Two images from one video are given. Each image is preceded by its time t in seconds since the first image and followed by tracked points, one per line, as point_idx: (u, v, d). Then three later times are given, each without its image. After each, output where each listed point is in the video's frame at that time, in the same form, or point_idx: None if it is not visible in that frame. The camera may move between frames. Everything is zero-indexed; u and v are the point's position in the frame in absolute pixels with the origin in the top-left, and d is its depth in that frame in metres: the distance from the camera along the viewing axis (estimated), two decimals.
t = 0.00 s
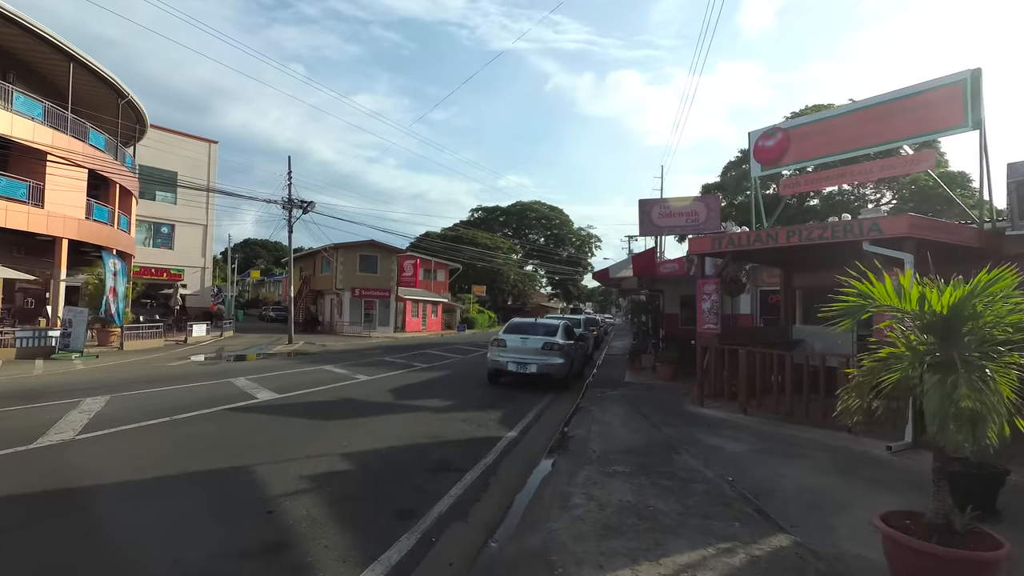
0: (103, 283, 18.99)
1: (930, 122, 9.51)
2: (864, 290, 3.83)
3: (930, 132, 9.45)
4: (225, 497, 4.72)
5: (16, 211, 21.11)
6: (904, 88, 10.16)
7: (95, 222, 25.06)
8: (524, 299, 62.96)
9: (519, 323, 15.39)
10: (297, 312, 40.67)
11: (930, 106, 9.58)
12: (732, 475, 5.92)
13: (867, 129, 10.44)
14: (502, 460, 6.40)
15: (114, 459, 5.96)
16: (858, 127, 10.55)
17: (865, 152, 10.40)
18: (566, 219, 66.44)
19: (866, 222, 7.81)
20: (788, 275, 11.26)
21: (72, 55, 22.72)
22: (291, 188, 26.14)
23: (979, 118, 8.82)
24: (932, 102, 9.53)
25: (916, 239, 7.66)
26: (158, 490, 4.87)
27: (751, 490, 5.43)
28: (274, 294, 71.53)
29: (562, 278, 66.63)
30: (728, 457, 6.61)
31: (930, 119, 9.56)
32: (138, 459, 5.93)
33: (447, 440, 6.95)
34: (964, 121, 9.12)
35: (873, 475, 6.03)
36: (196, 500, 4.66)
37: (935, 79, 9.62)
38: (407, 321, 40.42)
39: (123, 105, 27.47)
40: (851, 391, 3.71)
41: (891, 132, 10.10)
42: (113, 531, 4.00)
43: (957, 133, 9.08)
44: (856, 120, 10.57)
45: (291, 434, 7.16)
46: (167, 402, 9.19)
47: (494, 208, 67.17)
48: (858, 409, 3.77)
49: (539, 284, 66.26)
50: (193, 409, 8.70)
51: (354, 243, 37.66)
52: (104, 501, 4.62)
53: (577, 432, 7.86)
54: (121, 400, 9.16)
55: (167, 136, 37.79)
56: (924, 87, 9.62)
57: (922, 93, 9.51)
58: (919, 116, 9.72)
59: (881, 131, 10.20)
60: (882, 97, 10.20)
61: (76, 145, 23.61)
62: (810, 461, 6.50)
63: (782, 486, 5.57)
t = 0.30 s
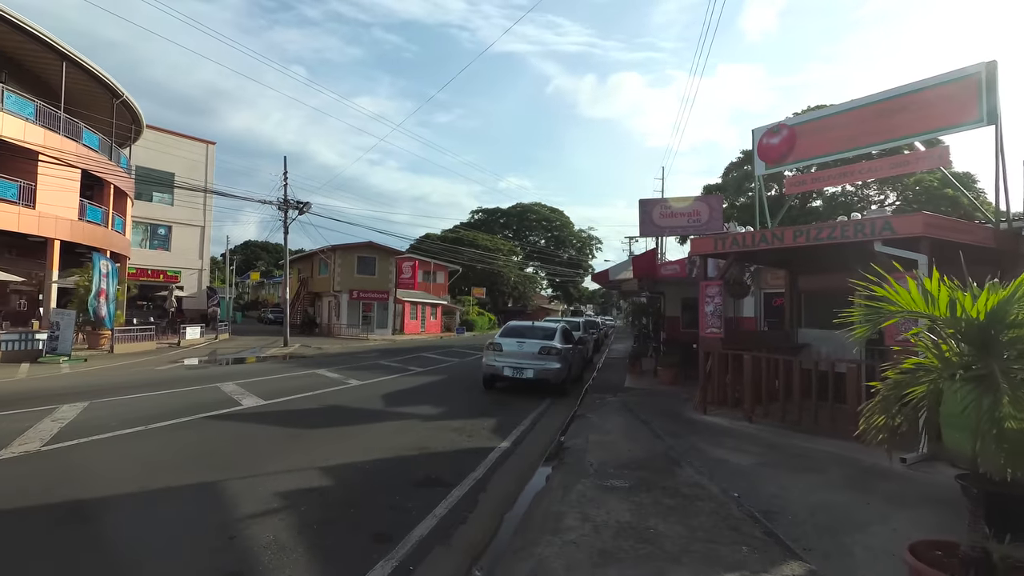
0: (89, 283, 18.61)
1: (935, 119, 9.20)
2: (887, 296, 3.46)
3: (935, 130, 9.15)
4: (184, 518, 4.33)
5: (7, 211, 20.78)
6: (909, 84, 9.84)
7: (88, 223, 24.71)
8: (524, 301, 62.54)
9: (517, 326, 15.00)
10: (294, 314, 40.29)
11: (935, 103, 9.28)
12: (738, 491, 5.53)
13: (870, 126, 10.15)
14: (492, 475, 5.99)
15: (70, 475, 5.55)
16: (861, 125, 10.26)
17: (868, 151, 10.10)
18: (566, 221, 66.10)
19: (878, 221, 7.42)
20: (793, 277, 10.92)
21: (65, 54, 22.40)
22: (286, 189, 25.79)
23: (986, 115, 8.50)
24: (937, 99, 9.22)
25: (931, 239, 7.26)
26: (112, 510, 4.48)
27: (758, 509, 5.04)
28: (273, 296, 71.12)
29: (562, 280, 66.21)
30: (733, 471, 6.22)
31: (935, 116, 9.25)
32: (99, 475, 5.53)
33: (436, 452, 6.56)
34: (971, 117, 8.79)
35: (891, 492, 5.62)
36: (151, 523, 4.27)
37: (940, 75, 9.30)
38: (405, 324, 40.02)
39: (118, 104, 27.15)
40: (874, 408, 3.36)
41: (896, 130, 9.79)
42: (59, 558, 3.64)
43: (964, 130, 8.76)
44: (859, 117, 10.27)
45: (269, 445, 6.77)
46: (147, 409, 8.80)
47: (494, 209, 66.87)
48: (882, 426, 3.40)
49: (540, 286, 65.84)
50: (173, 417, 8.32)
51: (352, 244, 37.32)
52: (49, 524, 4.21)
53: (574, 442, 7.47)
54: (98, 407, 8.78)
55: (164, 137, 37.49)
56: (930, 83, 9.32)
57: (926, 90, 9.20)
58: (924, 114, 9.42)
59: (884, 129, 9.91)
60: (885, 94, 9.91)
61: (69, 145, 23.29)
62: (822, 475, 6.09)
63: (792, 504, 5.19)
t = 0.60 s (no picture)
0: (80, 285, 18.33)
1: (940, 116, 9.08)
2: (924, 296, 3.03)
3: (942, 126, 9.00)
4: (146, 539, 3.96)
5: None
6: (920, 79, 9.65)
7: (82, 223, 24.41)
8: (525, 303, 62.18)
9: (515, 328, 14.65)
10: (293, 316, 40.06)
11: (942, 99, 9.13)
12: (748, 506, 5.17)
13: (870, 125, 9.99)
14: (486, 487, 5.63)
15: (33, 488, 5.17)
16: (861, 123, 10.09)
17: (871, 149, 9.90)
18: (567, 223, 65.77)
19: (894, 219, 7.06)
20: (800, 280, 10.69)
21: (60, 52, 22.11)
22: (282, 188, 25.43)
23: (994, 110, 8.41)
24: (941, 96, 9.13)
25: (949, 237, 6.89)
26: (68, 529, 4.11)
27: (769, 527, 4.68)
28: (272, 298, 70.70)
29: (563, 282, 65.81)
30: (742, 483, 5.85)
31: (939, 113, 9.14)
32: (63, 488, 5.17)
33: (427, 462, 6.20)
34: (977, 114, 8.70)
35: (911, 506, 5.27)
36: (110, 543, 3.91)
37: (941, 73, 9.24)
38: (404, 325, 39.63)
39: (114, 104, 26.89)
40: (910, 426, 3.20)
41: (898, 128, 9.64)
42: None
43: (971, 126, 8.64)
44: (859, 115, 10.11)
45: (251, 454, 6.40)
46: (129, 415, 8.45)
47: (494, 211, 66.60)
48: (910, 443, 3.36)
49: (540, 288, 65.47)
50: (156, 423, 7.96)
51: (350, 244, 36.99)
52: None
53: (573, 451, 7.10)
54: (79, 413, 8.42)
55: (161, 137, 37.20)
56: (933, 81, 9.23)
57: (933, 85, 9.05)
58: (927, 111, 9.30)
59: (887, 127, 9.75)
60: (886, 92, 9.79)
61: (63, 144, 23.01)
62: (835, 488, 5.73)
63: (805, 521, 4.82)
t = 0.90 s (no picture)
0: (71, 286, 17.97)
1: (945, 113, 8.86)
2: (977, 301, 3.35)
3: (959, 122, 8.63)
4: (98, 569, 3.58)
5: None
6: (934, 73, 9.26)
7: (76, 223, 24.06)
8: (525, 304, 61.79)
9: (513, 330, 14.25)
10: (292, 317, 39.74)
11: (958, 94, 8.76)
12: (760, 528, 4.79)
13: (872, 123, 9.72)
14: (478, 505, 5.23)
15: None
16: (862, 121, 9.80)
17: (878, 147, 9.56)
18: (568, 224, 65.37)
19: (912, 218, 6.68)
20: (808, 282, 10.31)
21: (52, 50, 21.76)
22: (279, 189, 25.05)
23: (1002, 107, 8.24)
24: (944, 94, 8.92)
25: (971, 238, 6.50)
26: (12, 556, 3.72)
27: (784, 553, 4.30)
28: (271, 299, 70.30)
29: (564, 284, 65.39)
30: (752, 501, 5.47)
31: (943, 111, 8.92)
32: (21, 504, 4.79)
33: (415, 477, 5.82)
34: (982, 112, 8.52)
35: (935, 528, 4.89)
36: (59, 572, 3.53)
37: (940, 71, 9.09)
38: (403, 327, 39.25)
39: (109, 103, 26.54)
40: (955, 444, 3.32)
41: (900, 127, 9.37)
42: None
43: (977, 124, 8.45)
44: (859, 113, 9.83)
45: (230, 465, 6.04)
46: (107, 423, 8.07)
47: (495, 212, 66.27)
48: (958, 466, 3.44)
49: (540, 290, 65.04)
50: (134, 432, 7.59)
51: (349, 245, 36.64)
52: None
53: (572, 463, 6.72)
54: (55, 421, 8.04)
55: (158, 136, 36.88)
56: (933, 78, 9.04)
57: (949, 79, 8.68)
58: (930, 109, 9.08)
59: (889, 125, 9.47)
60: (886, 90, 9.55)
61: (56, 143, 22.67)
62: (853, 506, 5.35)
63: (823, 546, 4.44)
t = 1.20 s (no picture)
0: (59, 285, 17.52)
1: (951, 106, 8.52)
2: (1020, 299, 3.06)
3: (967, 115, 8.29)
4: None
5: None
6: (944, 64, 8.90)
7: (70, 222, 23.77)
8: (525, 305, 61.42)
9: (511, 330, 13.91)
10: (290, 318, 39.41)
11: (966, 86, 8.42)
12: (768, 541, 4.44)
13: (877, 116, 9.43)
14: (466, 516, 4.90)
15: None
16: (867, 115, 9.52)
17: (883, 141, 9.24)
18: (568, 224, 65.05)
19: (926, 212, 6.35)
20: (813, 280, 9.97)
21: (45, 46, 21.46)
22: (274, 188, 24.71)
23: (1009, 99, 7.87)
24: (951, 86, 8.58)
25: (988, 233, 6.16)
26: None
27: (795, 570, 3.96)
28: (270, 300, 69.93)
29: (564, 285, 65.02)
30: (758, 511, 5.13)
31: (949, 104, 8.60)
32: None
33: (401, 485, 5.49)
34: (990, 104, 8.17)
35: (956, 541, 4.54)
36: None
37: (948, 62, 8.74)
38: (401, 328, 38.91)
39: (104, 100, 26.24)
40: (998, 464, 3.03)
41: (906, 120, 9.05)
42: None
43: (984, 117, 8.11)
44: (862, 107, 9.54)
45: (206, 472, 5.71)
46: (84, 426, 7.74)
47: (495, 212, 65.96)
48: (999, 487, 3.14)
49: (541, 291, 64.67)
50: (110, 436, 7.25)
51: (347, 245, 36.34)
52: None
53: (568, 469, 6.38)
54: (31, 424, 7.73)
55: (155, 135, 36.58)
56: (944, 69, 8.66)
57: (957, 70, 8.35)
58: (938, 102, 8.75)
59: (894, 119, 9.16)
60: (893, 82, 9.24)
61: (49, 141, 22.37)
62: (866, 517, 5.01)
63: (836, 562, 4.09)
